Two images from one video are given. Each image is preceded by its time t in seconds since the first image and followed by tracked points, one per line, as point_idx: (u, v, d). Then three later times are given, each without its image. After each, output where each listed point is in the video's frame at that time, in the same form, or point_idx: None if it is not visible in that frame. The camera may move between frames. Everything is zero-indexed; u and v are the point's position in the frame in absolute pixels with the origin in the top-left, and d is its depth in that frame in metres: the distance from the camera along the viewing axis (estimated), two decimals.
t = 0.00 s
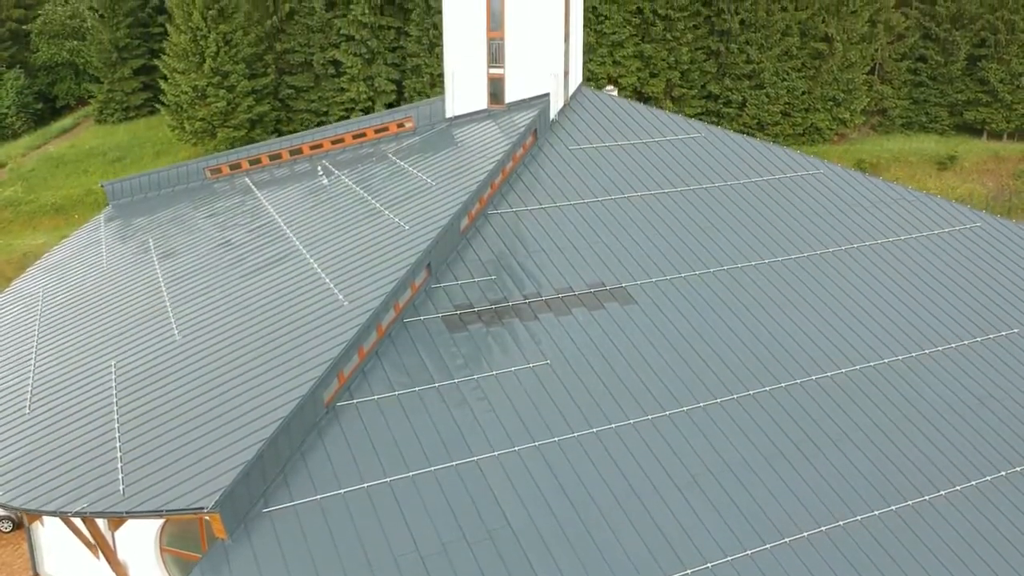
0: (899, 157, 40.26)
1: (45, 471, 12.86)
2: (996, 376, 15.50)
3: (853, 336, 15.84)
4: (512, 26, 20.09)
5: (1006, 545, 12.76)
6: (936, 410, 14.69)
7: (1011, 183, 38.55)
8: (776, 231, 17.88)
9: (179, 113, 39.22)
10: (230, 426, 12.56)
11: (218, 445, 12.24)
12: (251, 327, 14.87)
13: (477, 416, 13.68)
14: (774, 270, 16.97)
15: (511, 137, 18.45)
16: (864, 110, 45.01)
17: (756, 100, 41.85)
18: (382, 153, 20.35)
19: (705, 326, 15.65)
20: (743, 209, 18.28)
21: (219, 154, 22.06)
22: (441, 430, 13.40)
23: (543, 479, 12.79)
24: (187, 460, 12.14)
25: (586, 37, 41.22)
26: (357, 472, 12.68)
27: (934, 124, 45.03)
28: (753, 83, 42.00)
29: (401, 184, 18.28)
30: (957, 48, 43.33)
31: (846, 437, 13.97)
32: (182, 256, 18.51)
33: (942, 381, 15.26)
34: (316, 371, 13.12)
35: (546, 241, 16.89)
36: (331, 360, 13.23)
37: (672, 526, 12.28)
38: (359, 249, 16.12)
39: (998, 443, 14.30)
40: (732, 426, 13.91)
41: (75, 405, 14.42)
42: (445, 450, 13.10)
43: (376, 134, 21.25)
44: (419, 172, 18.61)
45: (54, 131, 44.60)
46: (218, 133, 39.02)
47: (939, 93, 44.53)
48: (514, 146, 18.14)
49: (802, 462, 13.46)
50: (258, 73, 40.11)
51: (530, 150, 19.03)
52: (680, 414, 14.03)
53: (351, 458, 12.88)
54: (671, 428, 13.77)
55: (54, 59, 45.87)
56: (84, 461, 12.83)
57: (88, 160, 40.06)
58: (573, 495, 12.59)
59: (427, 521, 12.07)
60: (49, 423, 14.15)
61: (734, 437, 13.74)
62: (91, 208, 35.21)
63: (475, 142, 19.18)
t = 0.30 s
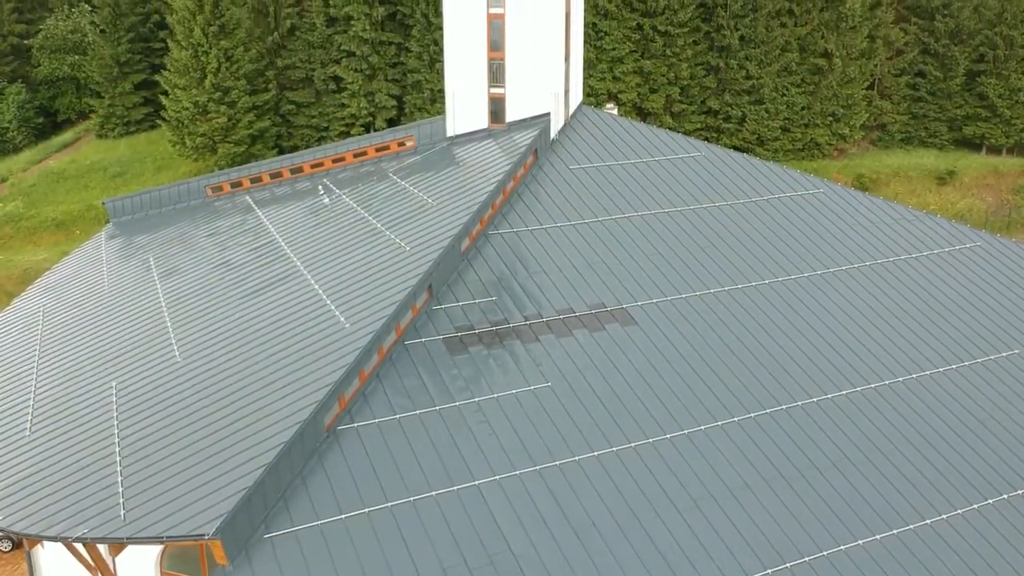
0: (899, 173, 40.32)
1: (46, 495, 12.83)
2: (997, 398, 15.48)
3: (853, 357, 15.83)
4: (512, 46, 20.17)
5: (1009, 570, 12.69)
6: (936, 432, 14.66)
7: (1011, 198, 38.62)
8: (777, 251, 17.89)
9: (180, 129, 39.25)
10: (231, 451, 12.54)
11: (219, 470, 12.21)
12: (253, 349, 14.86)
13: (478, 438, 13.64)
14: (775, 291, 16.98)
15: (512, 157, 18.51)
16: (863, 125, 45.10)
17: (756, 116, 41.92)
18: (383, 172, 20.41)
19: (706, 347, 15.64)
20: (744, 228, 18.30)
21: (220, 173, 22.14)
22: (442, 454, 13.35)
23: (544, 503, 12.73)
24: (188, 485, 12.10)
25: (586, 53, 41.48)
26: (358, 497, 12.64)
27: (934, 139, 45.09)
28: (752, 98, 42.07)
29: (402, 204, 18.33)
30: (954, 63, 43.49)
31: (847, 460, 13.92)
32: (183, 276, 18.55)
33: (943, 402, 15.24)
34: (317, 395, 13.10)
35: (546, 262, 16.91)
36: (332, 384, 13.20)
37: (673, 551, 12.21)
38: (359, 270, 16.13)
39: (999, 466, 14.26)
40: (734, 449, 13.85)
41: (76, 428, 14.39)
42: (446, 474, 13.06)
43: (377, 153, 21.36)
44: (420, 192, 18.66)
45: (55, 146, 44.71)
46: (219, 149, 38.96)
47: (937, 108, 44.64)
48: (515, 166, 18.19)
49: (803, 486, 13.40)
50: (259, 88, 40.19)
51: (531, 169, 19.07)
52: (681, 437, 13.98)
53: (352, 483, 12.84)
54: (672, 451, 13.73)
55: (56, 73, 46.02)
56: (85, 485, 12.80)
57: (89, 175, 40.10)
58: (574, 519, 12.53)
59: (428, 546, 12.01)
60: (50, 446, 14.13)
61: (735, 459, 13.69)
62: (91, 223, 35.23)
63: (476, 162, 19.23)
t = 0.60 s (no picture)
0: (900, 187, 40.33)
1: (47, 518, 12.81)
2: (997, 420, 15.45)
3: (854, 378, 15.80)
4: (513, 66, 20.35)
5: None
6: (937, 455, 14.61)
7: (1011, 214, 38.67)
8: (777, 271, 17.89)
9: (180, 144, 39.26)
10: (233, 475, 12.49)
11: (220, 494, 12.16)
12: (255, 371, 14.82)
13: (479, 461, 13.56)
14: (775, 311, 16.97)
15: (513, 176, 18.55)
16: (863, 140, 45.16)
17: (756, 131, 41.96)
18: (384, 191, 20.47)
19: (706, 368, 15.62)
20: (745, 248, 18.31)
21: (220, 191, 22.18)
22: (443, 477, 13.28)
23: (545, 527, 12.64)
24: (189, 509, 12.06)
25: (586, 68, 41.59)
26: (359, 522, 12.55)
27: (934, 153, 45.13)
28: (752, 113, 42.11)
29: (403, 224, 18.37)
30: (954, 79, 43.59)
31: (849, 483, 13.85)
32: (184, 294, 18.56)
33: (944, 424, 15.20)
34: (318, 419, 13.04)
35: (547, 282, 16.90)
36: (333, 408, 13.15)
37: None
38: (360, 291, 16.10)
39: (1001, 489, 14.20)
40: (735, 472, 13.79)
41: (77, 450, 14.38)
42: (447, 498, 12.98)
43: (378, 171, 21.45)
44: (421, 211, 18.69)
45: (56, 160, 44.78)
46: (219, 164, 38.91)
47: (937, 123, 44.68)
48: (516, 185, 18.23)
49: (804, 509, 13.32)
50: (260, 104, 40.27)
51: (532, 188, 19.11)
52: (682, 460, 13.92)
53: (353, 507, 12.76)
54: (673, 475, 13.66)
55: (57, 87, 46.08)
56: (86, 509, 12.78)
57: (89, 190, 40.14)
58: (576, 544, 12.45)
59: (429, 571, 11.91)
60: (52, 468, 14.12)
61: (736, 483, 13.62)
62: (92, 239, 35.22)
63: (477, 181, 19.28)
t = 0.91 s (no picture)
0: (900, 202, 40.35)
1: (48, 545, 12.76)
2: (999, 441, 15.39)
3: (855, 399, 15.77)
4: (513, 85, 20.38)
5: None
6: (938, 477, 14.52)
7: (1011, 229, 38.72)
8: (779, 291, 17.89)
9: (181, 160, 39.22)
10: (234, 500, 12.41)
11: (221, 519, 12.07)
12: (256, 393, 14.77)
13: (480, 485, 13.46)
14: (777, 332, 16.95)
15: (514, 196, 18.61)
16: (863, 154, 45.20)
17: (756, 146, 42.00)
18: (385, 210, 20.52)
19: (707, 389, 15.57)
20: (746, 267, 18.32)
21: (221, 209, 22.23)
22: (444, 502, 13.16)
23: (546, 553, 12.51)
24: (189, 535, 11.97)
25: (586, 84, 41.66)
26: (360, 547, 12.41)
27: (933, 168, 45.21)
28: (752, 128, 42.15)
29: (405, 244, 18.40)
30: (954, 93, 43.70)
31: (851, 506, 13.74)
32: (185, 312, 18.59)
33: (945, 446, 15.13)
34: (320, 442, 12.94)
35: (548, 303, 16.89)
36: (335, 431, 13.07)
37: None
38: (362, 313, 16.09)
39: (1003, 512, 14.09)
40: (736, 495, 13.70)
41: (79, 474, 14.34)
42: (448, 523, 12.85)
43: (379, 190, 21.51)
44: (422, 231, 18.70)
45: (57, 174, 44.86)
46: (220, 179, 38.90)
47: (937, 137, 44.72)
48: (517, 205, 18.27)
49: (806, 533, 13.20)
50: (261, 119, 40.38)
51: (533, 209, 19.16)
52: (684, 484, 13.82)
53: (353, 533, 12.62)
54: (675, 499, 13.55)
55: (58, 101, 46.13)
56: (87, 535, 12.72)
57: (89, 205, 40.18)
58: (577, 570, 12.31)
59: None
60: (53, 492, 14.08)
61: (738, 507, 13.51)
62: (93, 253, 35.27)
63: (478, 201, 19.32)
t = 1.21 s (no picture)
0: (900, 217, 40.38)
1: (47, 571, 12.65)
2: (1001, 463, 15.23)
3: (858, 420, 15.65)
4: (513, 104, 20.43)
5: None
6: (940, 499, 14.31)
7: (1012, 243, 38.73)
8: (780, 311, 17.84)
9: (183, 175, 39.31)
10: (233, 525, 12.27)
11: (220, 545, 11.92)
12: (257, 417, 14.68)
13: (480, 509, 13.22)
14: (779, 353, 16.87)
15: (515, 216, 18.60)
16: (863, 169, 45.22)
17: (756, 161, 42.02)
18: (386, 229, 20.51)
19: (709, 411, 15.42)
20: (747, 288, 18.29)
21: (223, 226, 22.26)
22: (444, 526, 12.92)
23: None
24: (188, 561, 11.82)
25: (586, 99, 41.72)
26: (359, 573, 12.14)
27: (933, 182, 45.28)
28: (752, 143, 42.21)
29: (405, 264, 18.38)
30: (954, 108, 43.82)
31: (854, 529, 13.49)
32: (185, 332, 18.55)
33: (947, 468, 14.95)
34: (320, 467, 12.80)
35: (549, 324, 16.78)
36: (335, 456, 12.91)
37: None
38: (363, 334, 16.01)
39: (1006, 534, 13.83)
40: (738, 517, 13.47)
41: (79, 497, 14.24)
42: (448, 549, 12.60)
43: (380, 209, 21.52)
44: (422, 251, 18.68)
45: (58, 188, 44.93)
46: (221, 194, 38.95)
47: (937, 152, 44.75)
48: (518, 226, 18.24)
49: (808, 556, 12.94)
50: (262, 134, 40.42)
51: (534, 228, 19.13)
52: (686, 507, 13.57)
53: (353, 559, 12.36)
54: (677, 522, 13.31)
55: (60, 115, 46.22)
56: (86, 561, 12.60)
57: (90, 219, 40.22)
58: None
59: None
60: (52, 516, 13.98)
61: (740, 531, 13.26)
62: (94, 268, 35.27)
63: (479, 221, 19.30)
